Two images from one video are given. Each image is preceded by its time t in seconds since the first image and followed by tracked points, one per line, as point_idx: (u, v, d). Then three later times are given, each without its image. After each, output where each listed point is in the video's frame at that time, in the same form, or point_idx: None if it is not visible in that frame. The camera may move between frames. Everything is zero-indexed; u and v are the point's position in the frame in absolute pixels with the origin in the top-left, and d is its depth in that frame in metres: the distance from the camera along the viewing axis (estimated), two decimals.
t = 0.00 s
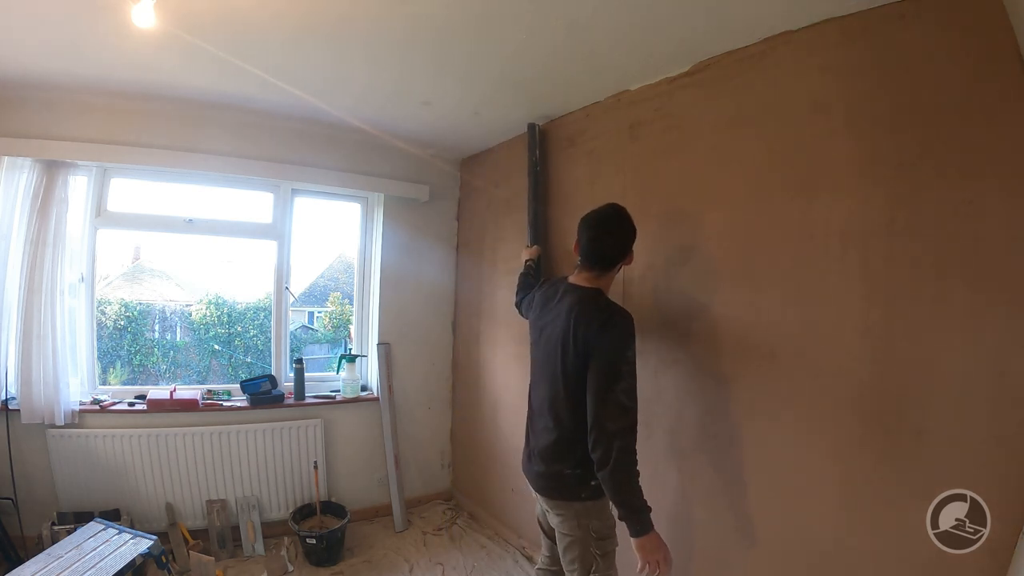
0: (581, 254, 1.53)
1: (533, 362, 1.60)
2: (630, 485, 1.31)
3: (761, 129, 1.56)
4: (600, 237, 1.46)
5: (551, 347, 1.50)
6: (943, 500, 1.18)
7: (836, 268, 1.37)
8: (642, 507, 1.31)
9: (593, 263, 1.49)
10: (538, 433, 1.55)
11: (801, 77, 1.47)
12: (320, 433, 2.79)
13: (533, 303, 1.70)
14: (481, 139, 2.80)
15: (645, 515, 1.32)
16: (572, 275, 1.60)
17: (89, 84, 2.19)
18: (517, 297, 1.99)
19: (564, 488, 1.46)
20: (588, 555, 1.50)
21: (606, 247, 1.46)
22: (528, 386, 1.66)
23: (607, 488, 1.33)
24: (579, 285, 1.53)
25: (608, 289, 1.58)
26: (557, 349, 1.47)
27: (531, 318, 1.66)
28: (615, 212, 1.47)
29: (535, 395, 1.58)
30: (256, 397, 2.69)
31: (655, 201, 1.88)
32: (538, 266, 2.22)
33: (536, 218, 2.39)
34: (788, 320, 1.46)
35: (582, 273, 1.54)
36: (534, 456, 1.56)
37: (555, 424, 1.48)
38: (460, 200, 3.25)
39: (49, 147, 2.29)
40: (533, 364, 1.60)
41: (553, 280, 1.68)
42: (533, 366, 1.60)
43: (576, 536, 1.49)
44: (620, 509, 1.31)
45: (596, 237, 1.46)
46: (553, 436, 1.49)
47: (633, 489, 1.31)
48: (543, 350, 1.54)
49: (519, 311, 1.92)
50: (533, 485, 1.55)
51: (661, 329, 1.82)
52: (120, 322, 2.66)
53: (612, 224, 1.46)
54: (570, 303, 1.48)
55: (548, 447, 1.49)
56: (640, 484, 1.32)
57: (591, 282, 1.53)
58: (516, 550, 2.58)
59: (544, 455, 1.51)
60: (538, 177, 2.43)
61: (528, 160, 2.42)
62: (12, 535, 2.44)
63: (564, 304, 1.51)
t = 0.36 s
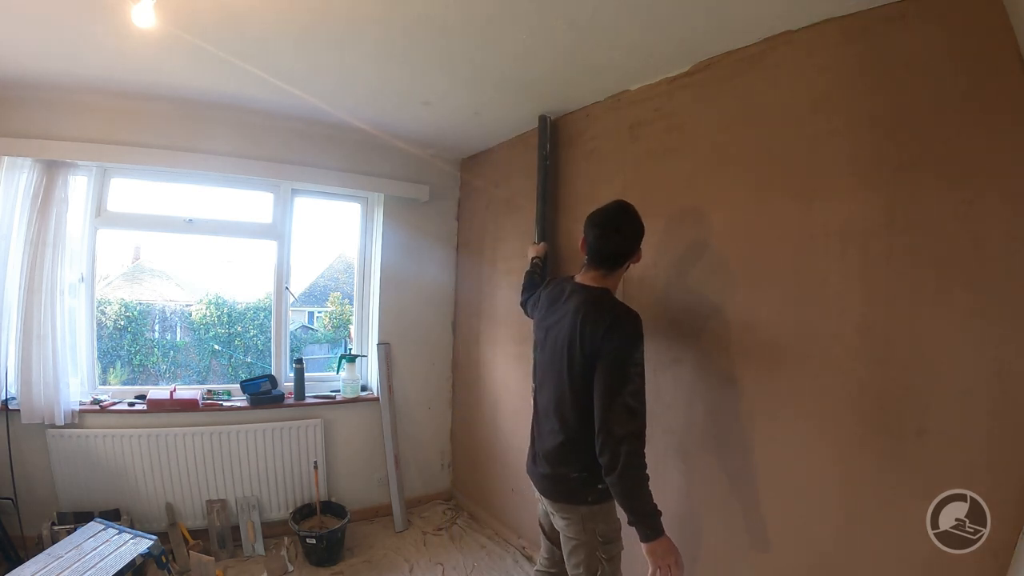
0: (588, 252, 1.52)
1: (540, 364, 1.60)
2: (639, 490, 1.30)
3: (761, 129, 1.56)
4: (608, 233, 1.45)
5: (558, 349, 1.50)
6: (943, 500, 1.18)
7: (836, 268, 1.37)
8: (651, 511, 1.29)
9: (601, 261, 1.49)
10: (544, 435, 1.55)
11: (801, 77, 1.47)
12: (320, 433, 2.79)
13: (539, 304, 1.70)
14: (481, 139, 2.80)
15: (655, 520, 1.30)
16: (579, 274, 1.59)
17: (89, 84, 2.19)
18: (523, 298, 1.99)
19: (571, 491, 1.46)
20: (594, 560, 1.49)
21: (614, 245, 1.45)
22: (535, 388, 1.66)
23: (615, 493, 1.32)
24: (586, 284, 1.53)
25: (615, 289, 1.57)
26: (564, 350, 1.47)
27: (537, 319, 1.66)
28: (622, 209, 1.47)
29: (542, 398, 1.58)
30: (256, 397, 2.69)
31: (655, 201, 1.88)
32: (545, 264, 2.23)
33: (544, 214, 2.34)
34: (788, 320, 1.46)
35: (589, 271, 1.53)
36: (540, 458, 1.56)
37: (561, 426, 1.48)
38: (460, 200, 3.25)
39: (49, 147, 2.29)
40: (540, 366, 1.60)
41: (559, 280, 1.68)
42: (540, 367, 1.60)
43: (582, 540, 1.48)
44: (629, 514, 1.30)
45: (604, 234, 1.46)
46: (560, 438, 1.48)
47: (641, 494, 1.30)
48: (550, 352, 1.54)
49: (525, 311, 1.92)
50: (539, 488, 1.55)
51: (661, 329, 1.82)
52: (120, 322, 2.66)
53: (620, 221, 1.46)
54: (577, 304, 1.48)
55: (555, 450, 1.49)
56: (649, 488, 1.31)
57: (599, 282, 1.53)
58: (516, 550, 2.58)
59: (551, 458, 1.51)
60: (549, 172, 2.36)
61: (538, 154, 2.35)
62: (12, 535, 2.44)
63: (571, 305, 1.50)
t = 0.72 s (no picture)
0: (598, 251, 1.49)
1: (547, 365, 1.58)
2: (643, 501, 1.28)
3: (760, 129, 1.56)
4: (619, 231, 1.42)
5: (566, 352, 1.47)
6: (943, 500, 1.17)
7: (835, 268, 1.37)
8: (654, 524, 1.27)
9: (611, 261, 1.45)
10: (551, 440, 1.54)
11: (801, 77, 1.47)
12: (320, 433, 2.79)
13: (547, 304, 1.67)
14: (481, 139, 2.80)
15: (657, 532, 1.28)
16: (589, 273, 1.57)
17: (89, 84, 2.19)
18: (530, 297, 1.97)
19: (579, 498, 1.45)
20: (602, 566, 1.49)
21: (626, 244, 1.42)
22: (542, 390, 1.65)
23: (618, 503, 1.30)
24: (595, 284, 1.50)
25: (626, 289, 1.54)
26: (571, 354, 1.45)
27: (544, 320, 1.64)
28: (634, 206, 1.43)
29: (549, 401, 1.56)
30: (256, 398, 2.69)
31: (655, 201, 1.88)
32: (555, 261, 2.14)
33: (557, 208, 2.26)
34: (788, 320, 1.46)
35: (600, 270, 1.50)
36: (548, 463, 1.55)
37: (568, 432, 1.47)
38: (460, 200, 3.25)
39: (49, 147, 2.29)
40: (547, 367, 1.58)
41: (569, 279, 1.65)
42: (547, 369, 1.58)
43: (590, 547, 1.48)
44: (630, 525, 1.28)
45: (614, 232, 1.42)
46: (567, 444, 1.47)
47: (645, 505, 1.28)
48: (557, 354, 1.52)
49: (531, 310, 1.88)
50: (546, 493, 1.55)
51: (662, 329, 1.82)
52: (120, 322, 2.66)
53: (631, 219, 1.42)
54: (585, 306, 1.45)
55: (562, 455, 1.48)
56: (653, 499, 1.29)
57: (608, 282, 1.50)
58: (516, 550, 2.58)
59: (558, 463, 1.50)
60: (563, 165, 2.28)
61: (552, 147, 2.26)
62: (12, 535, 2.45)
63: (579, 307, 1.47)
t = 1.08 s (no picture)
0: (611, 251, 1.45)
1: (558, 370, 1.54)
2: (656, 515, 1.23)
3: (760, 129, 1.56)
4: (633, 230, 1.38)
5: (578, 357, 1.43)
6: (943, 500, 1.18)
7: (836, 268, 1.37)
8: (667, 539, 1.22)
9: (625, 261, 1.42)
10: (563, 448, 1.50)
11: (801, 77, 1.47)
12: (320, 433, 2.79)
13: (558, 306, 1.63)
14: (481, 139, 2.80)
15: (671, 549, 1.23)
16: (601, 275, 1.52)
17: (89, 84, 2.18)
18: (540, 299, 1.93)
19: (591, 509, 1.41)
20: None
21: (640, 243, 1.38)
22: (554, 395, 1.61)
23: (631, 517, 1.25)
24: (608, 286, 1.46)
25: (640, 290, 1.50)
26: (584, 359, 1.40)
27: (555, 322, 1.59)
28: (648, 203, 1.40)
29: (560, 407, 1.52)
30: (256, 397, 2.69)
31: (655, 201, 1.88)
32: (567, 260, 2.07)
33: (567, 205, 2.19)
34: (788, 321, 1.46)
35: (613, 271, 1.46)
36: (559, 472, 1.51)
37: (580, 440, 1.42)
38: (460, 200, 3.25)
39: (49, 147, 2.29)
40: (559, 372, 1.54)
41: (580, 279, 1.60)
42: (558, 374, 1.54)
43: (604, 559, 1.44)
44: (643, 540, 1.24)
45: (628, 231, 1.38)
46: (579, 453, 1.43)
47: (658, 519, 1.23)
48: (569, 359, 1.48)
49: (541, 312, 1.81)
50: (558, 503, 1.50)
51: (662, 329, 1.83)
52: (120, 322, 2.66)
53: (645, 217, 1.38)
54: (598, 308, 1.40)
55: (574, 464, 1.44)
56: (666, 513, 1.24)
57: (622, 283, 1.46)
58: (516, 550, 2.58)
59: (570, 472, 1.46)
60: (573, 162, 2.21)
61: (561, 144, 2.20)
62: (12, 535, 2.44)
63: (591, 309, 1.43)
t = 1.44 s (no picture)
0: (625, 252, 1.38)
1: (569, 375, 1.49)
2: (673, 528, 1.18)
3: (760, 129, 1.56)
4: (648, 230, 1.30)
5: (590, 362, 1.38)
6: (943, 500, 1.18)
7: (835, 268, 1.37)
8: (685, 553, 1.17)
9: (640, 263, 1.34)
10: (575, 456, 1.45)
11: (800, 77, 1.47)
12: (320, 433, 2.79)
13: (569, 308, 1.57)
14: (481, 139, 2.80)
15: (688, 563, 1.18)
16: (615, 275, 1.46)
17: (88, 84, 2.18)
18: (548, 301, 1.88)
19: (605, 520, 1.36)
20: None
21: (655, 244, 1.30)
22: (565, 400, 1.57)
23: (646, 530, 1.21)
24: (623, 288, 1.39)
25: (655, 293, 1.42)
26: (597, 364, 1.35)
27: (566, 326, 1.54)
28: (664, 201, 1.31)
29: (571, 414, 1.47)
30: (256, 397, 2.69)
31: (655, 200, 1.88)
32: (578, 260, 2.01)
33: (579, 203, 2.14)
34: (788, 321, 1.46)
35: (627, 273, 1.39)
36: (571, 482, 1.46)
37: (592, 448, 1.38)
38: (460, 200, 3.25)
39: (49, 147, 2.29)
40: (570, 378, 1.49)
41: (591, 282, 1.55)
42: (569, 379, 1.49)
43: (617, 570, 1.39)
44: (659, 555, 1.19)
45: (642, 232, 1.31)
46: (591, 462, 1.38)
47: (675, 532, 1.18)
48: (581, 364, 1.43)
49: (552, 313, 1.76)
50: (570, 513, 1.46)
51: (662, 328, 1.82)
52: (120, 322, 2.66)
53: (661, 216, 1.30)
54: (611, 312, 1.35)
55: (586, 474, 1.40)
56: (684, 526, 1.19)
57: (636, 286, 1.39)
58: (516, 550, 2.57)
59: (582, 482, 1.41)
60: (584, 158, 2.15)
61: (573, 139, 2.14)
62: (12, 535, 2.45)
63: (604, 313, 1.37)
